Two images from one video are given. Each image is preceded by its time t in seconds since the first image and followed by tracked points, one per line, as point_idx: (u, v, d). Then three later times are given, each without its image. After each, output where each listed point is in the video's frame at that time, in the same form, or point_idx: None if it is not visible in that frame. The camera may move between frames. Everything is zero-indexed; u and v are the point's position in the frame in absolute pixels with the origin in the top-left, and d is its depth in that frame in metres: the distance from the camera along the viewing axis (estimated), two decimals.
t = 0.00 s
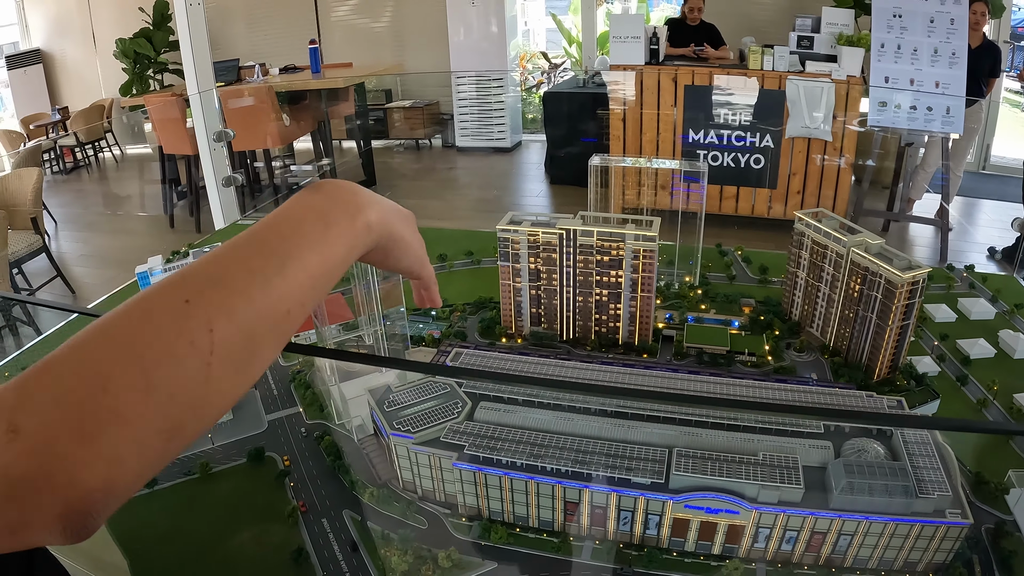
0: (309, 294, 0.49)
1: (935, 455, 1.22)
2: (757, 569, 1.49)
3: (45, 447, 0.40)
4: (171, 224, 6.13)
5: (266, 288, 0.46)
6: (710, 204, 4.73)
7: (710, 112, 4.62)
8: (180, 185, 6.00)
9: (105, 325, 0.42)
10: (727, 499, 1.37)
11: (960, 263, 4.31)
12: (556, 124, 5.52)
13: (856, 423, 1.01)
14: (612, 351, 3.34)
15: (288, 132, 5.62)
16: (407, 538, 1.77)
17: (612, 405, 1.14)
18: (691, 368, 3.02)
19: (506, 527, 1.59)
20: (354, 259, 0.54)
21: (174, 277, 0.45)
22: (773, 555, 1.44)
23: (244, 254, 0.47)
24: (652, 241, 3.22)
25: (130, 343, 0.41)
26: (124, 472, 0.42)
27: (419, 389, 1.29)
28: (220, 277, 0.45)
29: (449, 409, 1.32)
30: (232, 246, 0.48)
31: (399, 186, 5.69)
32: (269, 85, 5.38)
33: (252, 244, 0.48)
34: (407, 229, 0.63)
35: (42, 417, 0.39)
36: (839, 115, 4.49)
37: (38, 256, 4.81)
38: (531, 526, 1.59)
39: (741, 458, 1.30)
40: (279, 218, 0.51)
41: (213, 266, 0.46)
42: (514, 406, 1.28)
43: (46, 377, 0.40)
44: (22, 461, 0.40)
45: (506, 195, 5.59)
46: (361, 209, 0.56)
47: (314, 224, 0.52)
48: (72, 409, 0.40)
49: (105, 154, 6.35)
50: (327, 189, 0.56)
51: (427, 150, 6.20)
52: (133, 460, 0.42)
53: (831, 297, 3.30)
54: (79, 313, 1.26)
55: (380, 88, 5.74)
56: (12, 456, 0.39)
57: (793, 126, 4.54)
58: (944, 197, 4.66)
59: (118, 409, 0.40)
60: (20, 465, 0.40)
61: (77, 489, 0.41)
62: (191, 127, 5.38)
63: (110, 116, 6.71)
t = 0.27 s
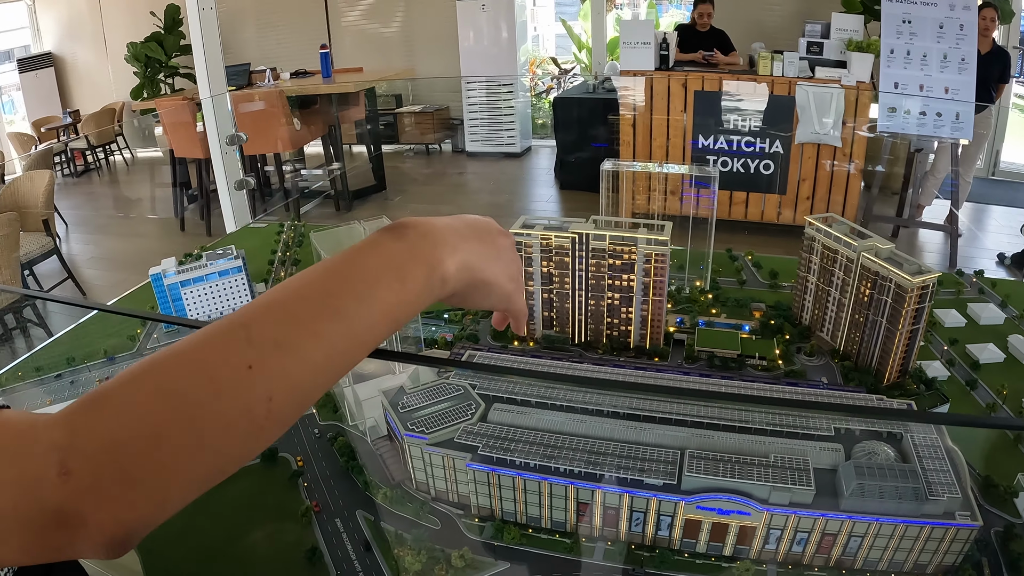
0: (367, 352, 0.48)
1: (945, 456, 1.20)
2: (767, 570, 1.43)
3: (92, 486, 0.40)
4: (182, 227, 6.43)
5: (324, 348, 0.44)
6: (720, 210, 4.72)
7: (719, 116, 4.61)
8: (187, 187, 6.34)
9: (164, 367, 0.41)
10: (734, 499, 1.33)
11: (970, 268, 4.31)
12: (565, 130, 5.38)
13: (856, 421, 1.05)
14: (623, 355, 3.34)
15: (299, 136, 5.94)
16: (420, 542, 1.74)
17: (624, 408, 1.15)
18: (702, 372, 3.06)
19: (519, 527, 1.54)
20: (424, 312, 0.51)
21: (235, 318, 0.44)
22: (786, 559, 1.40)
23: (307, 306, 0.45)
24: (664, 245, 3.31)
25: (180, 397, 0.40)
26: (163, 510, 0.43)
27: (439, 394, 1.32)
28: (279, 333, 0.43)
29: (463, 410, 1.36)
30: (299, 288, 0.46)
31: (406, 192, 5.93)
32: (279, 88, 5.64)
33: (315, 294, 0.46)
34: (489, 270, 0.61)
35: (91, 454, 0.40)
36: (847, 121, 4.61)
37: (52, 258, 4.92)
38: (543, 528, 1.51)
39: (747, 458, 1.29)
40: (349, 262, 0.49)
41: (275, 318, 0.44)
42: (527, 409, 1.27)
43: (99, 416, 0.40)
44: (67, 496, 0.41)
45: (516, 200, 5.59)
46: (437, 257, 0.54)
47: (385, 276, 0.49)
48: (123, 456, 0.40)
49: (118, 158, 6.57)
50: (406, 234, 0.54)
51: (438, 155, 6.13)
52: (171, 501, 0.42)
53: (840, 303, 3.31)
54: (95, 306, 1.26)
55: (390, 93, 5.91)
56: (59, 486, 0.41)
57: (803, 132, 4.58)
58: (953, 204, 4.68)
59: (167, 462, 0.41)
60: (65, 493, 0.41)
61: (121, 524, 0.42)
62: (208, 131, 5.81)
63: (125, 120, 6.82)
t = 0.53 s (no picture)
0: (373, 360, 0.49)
1: (955, 464, 1.15)
2: None
3: (114, 497, 0.43)
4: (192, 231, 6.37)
5: (331, 358, 0.46)
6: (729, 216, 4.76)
7: (728, 124, 4.65)
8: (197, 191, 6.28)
9: (180, 381, 0.44)
10: (744, 505, 1.27)
11: (979, 275, 4.32)
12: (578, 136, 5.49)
13: (867, 428, 1.06)
14: (634, 361, 3.43)
15: (309, 141, 5.98)
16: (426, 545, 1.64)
17: (634, 414, 1.16)
18: (714, 378, 3.10)
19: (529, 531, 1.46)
20: (431, 319, 0.52)
21: (246, 330, 0.46)
22: (794, 565, 1.33)
23: (315, 318, 0.47)
24: (675, 251, 3.31)
25: (190, 411, 0.43)
26: (182, 518, 0.45)
27: (448, 397, 1.26)
28: (286, 345, 0.45)
29: (474, 415, 1.31)
30: (306, 300, 0.48)
31: (417, 198, 6.03)
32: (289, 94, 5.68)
33: (321, 306, 0.48)
34: (497, 279, 0.62)
35: (113, 466, 0.43)
36: (858, 127, 4.50)
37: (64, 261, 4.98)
38: (554, 532, 1.42)
39: (758, 465, 1.23)
40: (353, 274, 0.50)
41: (282, 330, 0.46)
42: (537, 414, 1.25)
43: (120, 430, 0.43)
44: (91, 506, 0.43)
45: (526, 206, 5.68)
46: (444, 264, 0.55)
47: (391, 285, 0.50)
48: (143, 468, 0.43)
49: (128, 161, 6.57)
50: (414, 242, 0.55)
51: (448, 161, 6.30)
52: (189, 510, 0.45)
53: (851, 309, 3.32)
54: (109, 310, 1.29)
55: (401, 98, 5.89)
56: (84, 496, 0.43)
57: (811, 139, 4.53)
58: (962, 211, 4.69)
59: (181, 472, 0.43)
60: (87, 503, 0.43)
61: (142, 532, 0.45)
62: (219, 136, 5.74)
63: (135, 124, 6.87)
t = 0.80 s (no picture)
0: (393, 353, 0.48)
1: (965, 467, 1.16)
2: None
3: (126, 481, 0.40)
4: (202, 233, 6.48)
5: (351, 348, 0.45)
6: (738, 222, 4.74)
7: (738, 129, 4.68)
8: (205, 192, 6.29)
9: (202, 365, 0.42)
10: (752, 507, 1.26)
11: (988, 280, 4.31)
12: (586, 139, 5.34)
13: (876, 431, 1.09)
14: (643, 365, 3.46)
15: (318, 145, 5.98)
16: (436, 548, 1.56)
17: (643, 416, 1.18)
18: (723, 381, 3.13)
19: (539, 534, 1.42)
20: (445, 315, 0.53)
21: (263, 320, 0.45)
22: (803, 569, 1.32)
23: (336, 306, 0.46)
24: (685, 254, 3.34)
25: (209, 393, 0.41)
26: (199, 507, 0.42)
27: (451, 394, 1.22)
28: (307, 331, 0.44)
29: (483, 416, 1.31)
30: (325, 291, 0.48)
31: (426, 202, 6.06)
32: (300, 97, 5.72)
33: (340, 295, 0.47)
34: (503, 284, 0.63)
35: (128, 450, 0.40)
36: (867, 133, 4.52)
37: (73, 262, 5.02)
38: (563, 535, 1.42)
39: (767, 467, 1.23)
40: (370, 268, 0.50)
41: (302, 319, 0.45)
42: (547, 416, 1.26)
43: (137, 412, 0.41)
44: (103, 492, 0.40)
45: (535, 211, 5.71)
46: (456, 264, 0.55)
47: (408, 279, 0.50)
48: (161, 451, 0.40)
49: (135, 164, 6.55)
50: (426, 241, 0.55)
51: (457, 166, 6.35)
52: (206, 499, 0.42)
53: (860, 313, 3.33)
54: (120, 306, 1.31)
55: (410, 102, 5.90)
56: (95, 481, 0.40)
57: (821, 143, 4.55)
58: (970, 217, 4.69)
59: (199, 457, 0.40)
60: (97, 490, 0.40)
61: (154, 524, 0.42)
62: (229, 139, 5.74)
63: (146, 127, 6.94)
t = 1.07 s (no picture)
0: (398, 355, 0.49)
1: (972, 474, 1.15)
2: None
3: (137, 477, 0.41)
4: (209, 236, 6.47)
5: (357, 349, 0.46)
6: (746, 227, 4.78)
7: (746, 134, 4.70)
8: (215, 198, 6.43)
9: (214, 362, 0.44)
10: (756, 512, 1.25)
11: (997, 286, 4.27)
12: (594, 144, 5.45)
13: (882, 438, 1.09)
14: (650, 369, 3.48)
15: (326, 149, 6.19)
16: (441, 550, 1.58)
17: (648, 420, 1.19)
18: (731, 387, 3.10)
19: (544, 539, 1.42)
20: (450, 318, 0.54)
21: (274, 319, 0.46)
22: (809, 575, 1.30)
23: (343, 309, 0.47)
24: (692, 259, 3.32)
25: (218, 394, 0.42)
26: (205, 503, 0.43)
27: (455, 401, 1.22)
28: (315, 333, 0.45)
29: (490, 421, 1.32)
30: (332, 293, 0.49)
31: (433, 207, 6.07)
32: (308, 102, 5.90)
33: (348, 300, 0.48)
34: (510, 288, 0.64)
35: (140, 447, 0.41)
36: (874, 138, 4.53)
37: (81, 264, 5.07)
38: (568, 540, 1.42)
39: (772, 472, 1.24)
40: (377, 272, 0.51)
41: (311, 320, 0.46)
42: (554, 421, 1.27)
43: (146, 411, 0.42)
44: (115, 486, 0.41)
45: (543, 215, 5.71)
46: (463, 268, 0.56)
47: (414, 283, 0.51)
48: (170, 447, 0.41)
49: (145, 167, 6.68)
50: (433, 244, 0.56)
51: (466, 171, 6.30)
52: (212, 495, 0.43)
53: (868, 318, 3.32)
54: (131, 308, 1.33)
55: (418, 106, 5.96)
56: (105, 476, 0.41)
57: (829, 148, 4.56)
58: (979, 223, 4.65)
59: (207, 454, 0.42)
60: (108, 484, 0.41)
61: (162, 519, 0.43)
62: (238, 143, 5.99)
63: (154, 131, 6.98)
